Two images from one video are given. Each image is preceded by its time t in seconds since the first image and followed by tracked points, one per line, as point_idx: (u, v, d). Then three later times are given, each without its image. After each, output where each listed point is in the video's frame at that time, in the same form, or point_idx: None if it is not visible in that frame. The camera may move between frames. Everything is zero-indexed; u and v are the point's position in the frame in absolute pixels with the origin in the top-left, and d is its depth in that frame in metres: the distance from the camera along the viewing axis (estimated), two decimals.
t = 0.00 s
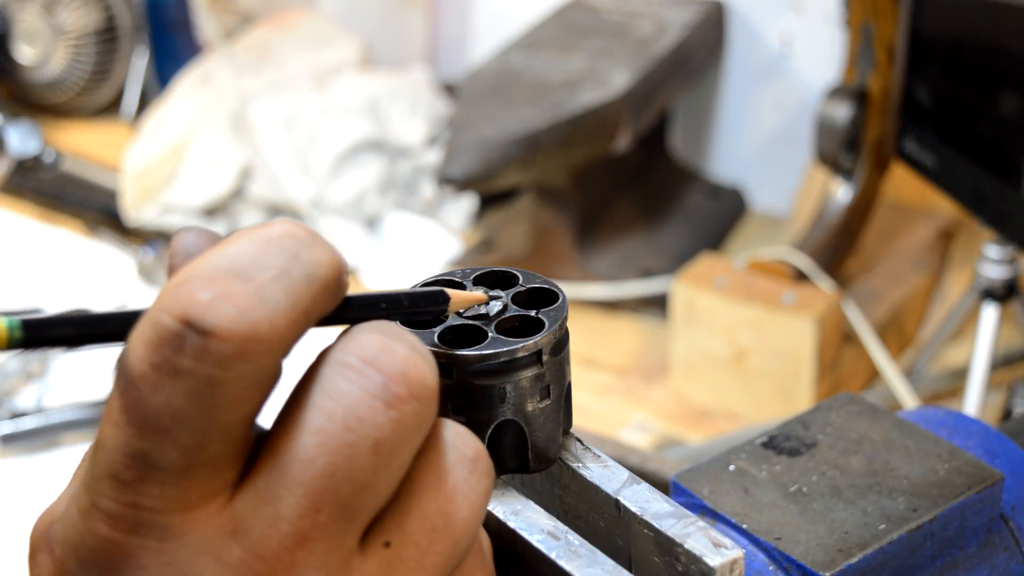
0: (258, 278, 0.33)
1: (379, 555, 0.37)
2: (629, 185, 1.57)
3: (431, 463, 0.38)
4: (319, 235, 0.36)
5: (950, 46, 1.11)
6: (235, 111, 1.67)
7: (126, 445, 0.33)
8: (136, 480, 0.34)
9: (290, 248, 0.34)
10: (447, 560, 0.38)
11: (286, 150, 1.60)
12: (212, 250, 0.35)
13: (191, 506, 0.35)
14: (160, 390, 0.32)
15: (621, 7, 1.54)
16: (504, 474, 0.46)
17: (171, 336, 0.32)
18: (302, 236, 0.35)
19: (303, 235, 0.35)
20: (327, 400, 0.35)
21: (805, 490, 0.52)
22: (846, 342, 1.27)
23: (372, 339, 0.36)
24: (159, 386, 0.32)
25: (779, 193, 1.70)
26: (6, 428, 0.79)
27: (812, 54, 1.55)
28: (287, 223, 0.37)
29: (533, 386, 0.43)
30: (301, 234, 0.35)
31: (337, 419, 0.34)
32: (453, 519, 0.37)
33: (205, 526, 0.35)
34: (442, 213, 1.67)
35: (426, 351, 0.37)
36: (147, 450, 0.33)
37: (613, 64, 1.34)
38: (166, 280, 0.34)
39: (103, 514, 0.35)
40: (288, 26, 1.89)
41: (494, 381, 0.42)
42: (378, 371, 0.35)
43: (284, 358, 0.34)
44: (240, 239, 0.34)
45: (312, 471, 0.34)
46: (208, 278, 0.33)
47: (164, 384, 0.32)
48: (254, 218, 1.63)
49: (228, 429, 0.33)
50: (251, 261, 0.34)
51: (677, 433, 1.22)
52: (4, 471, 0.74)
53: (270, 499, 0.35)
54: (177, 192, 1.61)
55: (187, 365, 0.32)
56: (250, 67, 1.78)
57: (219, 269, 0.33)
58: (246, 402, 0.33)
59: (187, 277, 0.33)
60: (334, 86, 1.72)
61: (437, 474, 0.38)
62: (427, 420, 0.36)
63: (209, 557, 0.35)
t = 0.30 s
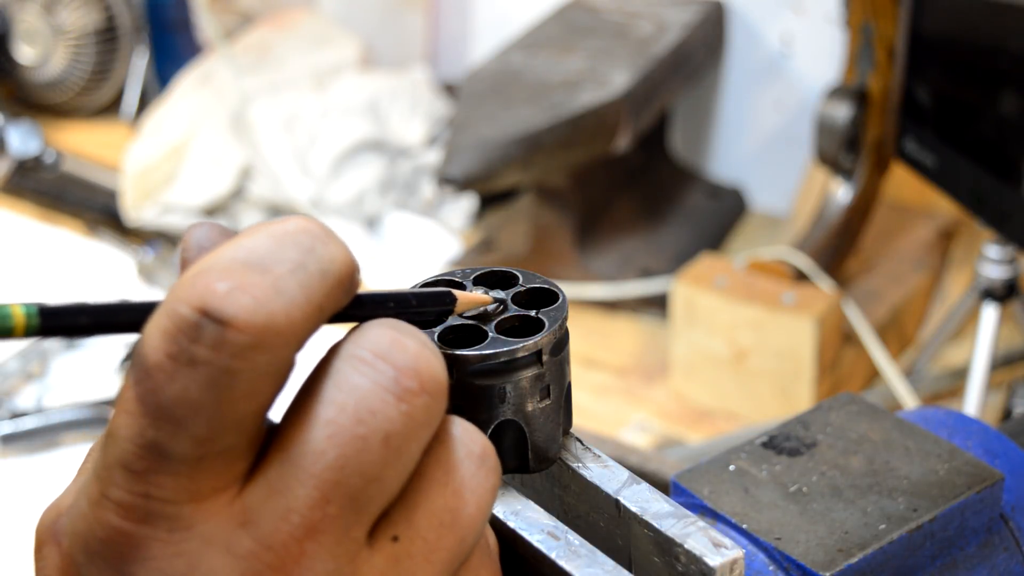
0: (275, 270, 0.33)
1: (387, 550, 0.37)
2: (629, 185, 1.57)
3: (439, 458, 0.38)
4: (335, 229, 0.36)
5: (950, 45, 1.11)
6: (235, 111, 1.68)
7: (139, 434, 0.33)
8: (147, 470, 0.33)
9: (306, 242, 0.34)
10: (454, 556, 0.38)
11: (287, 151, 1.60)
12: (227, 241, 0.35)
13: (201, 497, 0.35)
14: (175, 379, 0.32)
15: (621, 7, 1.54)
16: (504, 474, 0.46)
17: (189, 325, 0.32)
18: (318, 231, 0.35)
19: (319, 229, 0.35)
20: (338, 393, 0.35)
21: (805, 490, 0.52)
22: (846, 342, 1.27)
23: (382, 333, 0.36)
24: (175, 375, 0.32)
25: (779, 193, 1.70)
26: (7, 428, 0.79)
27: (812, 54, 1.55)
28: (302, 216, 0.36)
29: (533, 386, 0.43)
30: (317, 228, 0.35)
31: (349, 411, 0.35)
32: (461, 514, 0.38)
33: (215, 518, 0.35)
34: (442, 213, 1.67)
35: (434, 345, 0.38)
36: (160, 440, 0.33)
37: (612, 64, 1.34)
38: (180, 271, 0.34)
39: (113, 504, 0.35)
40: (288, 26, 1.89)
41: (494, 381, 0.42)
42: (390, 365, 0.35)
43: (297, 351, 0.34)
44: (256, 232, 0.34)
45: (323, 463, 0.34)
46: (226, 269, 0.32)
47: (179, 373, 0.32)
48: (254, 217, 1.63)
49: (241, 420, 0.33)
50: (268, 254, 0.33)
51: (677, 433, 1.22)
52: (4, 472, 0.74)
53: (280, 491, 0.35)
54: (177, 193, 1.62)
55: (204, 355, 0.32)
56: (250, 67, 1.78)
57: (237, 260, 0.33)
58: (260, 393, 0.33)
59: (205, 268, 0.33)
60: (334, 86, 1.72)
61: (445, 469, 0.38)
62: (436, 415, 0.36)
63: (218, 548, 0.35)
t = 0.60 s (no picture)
0: (188, 244, 0.36)
1: (331, 515, 0.37)
2: (629, 185, 1.58)
3: (377, 427, 0.39)
4: (255, 208, 0.39)
5: (950, 45, 1.11)
6: (236, 112, 1.67)
7: (71, 410, 0.35)
8: (82, 444, 0.35)
9: (222, 217, 0.37)
10: (401, 522, 0.38)
11: (286, 150, 1.59)
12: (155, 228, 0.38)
13: (140, 468, 0.36)
14: (96, 353, 0.34)
15: (621, 7, 1.54)
16: (504, 474, 0.46)
17: (104, 300, 0.34)
18: (235, 208, 0.38)
19: (237, 207, 0.38)
20: (264, 356, 0.36)
21: (806, 490, 0.53)
22: (846, 343, 1.27)
23: (307, 301, 0.37)
24: (95, 349, 0.34)
25: (779, 193, 1.70)
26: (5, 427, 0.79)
27: (812, 53, 1.55)
28: (227, 199, 0.39)
29: (533, 385, 0.43)
30: (235, 207, 0.38)
31: (274, 373, 0.35)
32: (404, 477, 0.38)
33: (152, 488, 0.36)
34: (443, 213, 1.66)
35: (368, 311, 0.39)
36: (90, 414, 0.35)
37: (613, 64, 1.34)
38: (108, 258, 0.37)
39: (55, 483, 0.37)
40: (287, 26, 1.89)
41: (495, 381, 0.42)
42: (312, 326, 0.36)
43: (216, 318, 0.36)
44: (175, 214, 0.37)
45: (251, 425, 0.35)
46: (141, 246, 0.35)
47: (99, 347, 0.34)
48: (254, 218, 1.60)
49: (165, 387, 0.35)
50: (182, 230, 0.36)
51: (677, 433, 1.22)
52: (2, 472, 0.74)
53: (213, 455, 0.35)
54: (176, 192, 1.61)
55: (119, 325, 0.34)
56: (251, 68, 1.79)
57: (152, 238, 0.35)
58: (182, 359, 0.35)
59: (122, 248, 0.35)
60: (335, 86, 1.72)
61: (384, 436, 0.39)
62: (364, 374, 0.37)
63: (158, 517, 0.35)
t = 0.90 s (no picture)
0: (178, 219, 0.39)
1: (317, 500, 0.38)
2: (629, 185, 1.58)
3: (372, 418, 0.40)
4: (253, 191, 0.42)
5: (950, 45, 1.11)
6: (235, 112, 1.67)
7: (67, 378, 0.38)
8: (76, 411, 0.38)
9: (218, 197, 0.40)
10: (389, 511, 0.39)
11: (286, 149, 1.58)
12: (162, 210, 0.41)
13: (132, 437, 0.38)
14: (87, 320, 0.37)
15: (621, 7, 1.54)
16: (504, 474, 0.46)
17: (95, 269, 0.37)
18: (233, 188, 0.41)
19: (235, 188, 0.41)
20: (255, 337, 0.37)
21: (806, 490, 0.53)
22: (846, 343, 1.27)
23: (304, 286, 0.39)
24: (87, 316, 0.37)
25: (779, 193, 1.70)
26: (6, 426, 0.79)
27: (811, 53, 1.55)
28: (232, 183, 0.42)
29: (533, 385, 0.43)
30: (233, 188, 0.41)
31: (263, 352, 0.37)
32: (393, 469, 0.39)
33: (139, 457, 0.38)
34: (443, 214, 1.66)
35: (380, 316, 0.40)
36: (81, 380, 0.38)
37: (613, 64, 1.34)
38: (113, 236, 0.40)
39: (52, 451, 0.39)
40: (288, 26, 1.89)
41: (495, 381, 0.42)
42: (304, 309, 0.38)
43: (204, 289, 0.38)
44: (176, 196, 0.40)
45: (238, 403, 0.36)
46: (134, 221, 0.38)
47: (89, 314, 0.37)
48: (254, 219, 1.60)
49: (152, 354, 0.38)
50: (175, 207, 0.39)
51: (677, 433, 1.22)
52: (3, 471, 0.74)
53: (202, 432, 0.37)
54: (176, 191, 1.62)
55: (107, 293, 0.37)
56: (250, 68, 1.79)
57: (146, 214, 0.39)
58: (169, 329, 0.38)
59: (119, 224, 0.39)
60: (335, 86, 1.72)
61: (377, 425, 0.40)
62: (353, 358, 0.38)
63: (144, 488, 0.37)
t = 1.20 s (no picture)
0: (187, 213, 0.39)
1: (319, 498, 0.38)
2: (629, 186, 1.58)
3: (376, 418, 0.40)
4: (263, 189, 0.42)
5: (950, 45, 1.11)
6: (235, 112, 1.67)
7: (72, 370, 0.38)
8: (81, 402, 0.38)
9: (227, 193, 0.40)
10: (391, 511, 0.39)
11: (286, 149, 1.58)
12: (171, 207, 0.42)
13: (137, 429, 0.38)
14: (93, 311, 0.37)
15: (621, 7, 1.54)
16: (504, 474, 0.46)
17: (102, 260, 0.37)
18: (243, 186, 0.41)
19: (244, 186, 0.42)
20: (260, 334, 0.37)
21: (805, 490, 0.53)
22: (846, 343, 1.27)
23: (310, 285, 0.39)
24: (92, 308, 0.37)
25: (779, 193, 1.70)
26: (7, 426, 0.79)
27: (811, 53, 1.55)
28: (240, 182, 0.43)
29: (533, 385, 0.43)
30: (243, 185, 0.41)
31: (267, 348, 0.37)
32: (397, 470, 0.39)
33: (144, 449, 0.38)
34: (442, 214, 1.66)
35: (381, 308, 0.40)
36: (87, 371, 0.38)
37: (613, 64, 1.34)
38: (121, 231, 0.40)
39: (55, 443, 0.39)
40: (288, 26, 1.89)
41: (495, 381, 0.42)
42: (310, 307, 0.38)
43: (210, 283, 0.38)
44: (186, 192, 0.41)
45: (241, 399, 0.37)
46: (143, 214, 0.39)
47: (95, 305, 0.37)
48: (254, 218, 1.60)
49: (158, 347, 0.37)
50: (184, 202, 0.39)
51: (677, 433, 1.22)
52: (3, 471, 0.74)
53: (205, 426, 0.37)
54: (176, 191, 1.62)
55: (114, 285, 0.37)
56: (250, 68, 1.79)
57: (155, 208, 0.39)
58: (174, 322, 0.38)
59: (128, 217, 0.39)
60: (335, 86, 1.72)
61: (382, 426, 0.40)
62: (358, 357, 0.38)
63: (146, 481, 0.37)
